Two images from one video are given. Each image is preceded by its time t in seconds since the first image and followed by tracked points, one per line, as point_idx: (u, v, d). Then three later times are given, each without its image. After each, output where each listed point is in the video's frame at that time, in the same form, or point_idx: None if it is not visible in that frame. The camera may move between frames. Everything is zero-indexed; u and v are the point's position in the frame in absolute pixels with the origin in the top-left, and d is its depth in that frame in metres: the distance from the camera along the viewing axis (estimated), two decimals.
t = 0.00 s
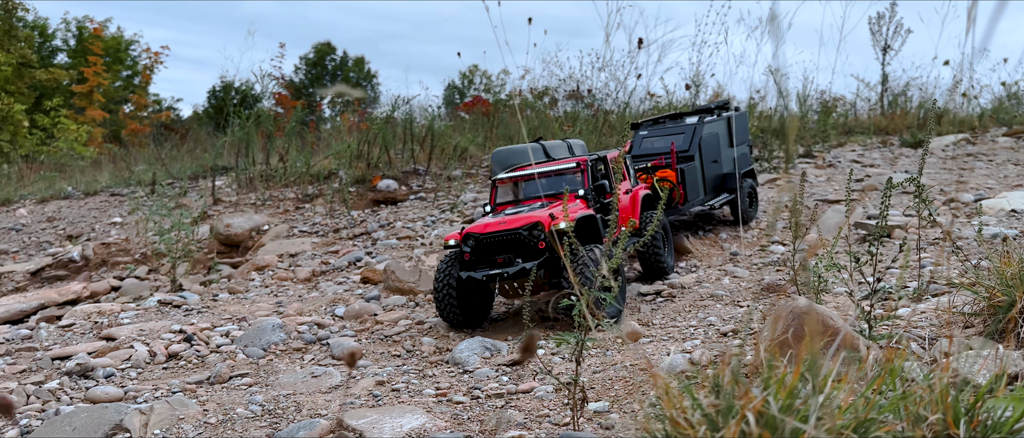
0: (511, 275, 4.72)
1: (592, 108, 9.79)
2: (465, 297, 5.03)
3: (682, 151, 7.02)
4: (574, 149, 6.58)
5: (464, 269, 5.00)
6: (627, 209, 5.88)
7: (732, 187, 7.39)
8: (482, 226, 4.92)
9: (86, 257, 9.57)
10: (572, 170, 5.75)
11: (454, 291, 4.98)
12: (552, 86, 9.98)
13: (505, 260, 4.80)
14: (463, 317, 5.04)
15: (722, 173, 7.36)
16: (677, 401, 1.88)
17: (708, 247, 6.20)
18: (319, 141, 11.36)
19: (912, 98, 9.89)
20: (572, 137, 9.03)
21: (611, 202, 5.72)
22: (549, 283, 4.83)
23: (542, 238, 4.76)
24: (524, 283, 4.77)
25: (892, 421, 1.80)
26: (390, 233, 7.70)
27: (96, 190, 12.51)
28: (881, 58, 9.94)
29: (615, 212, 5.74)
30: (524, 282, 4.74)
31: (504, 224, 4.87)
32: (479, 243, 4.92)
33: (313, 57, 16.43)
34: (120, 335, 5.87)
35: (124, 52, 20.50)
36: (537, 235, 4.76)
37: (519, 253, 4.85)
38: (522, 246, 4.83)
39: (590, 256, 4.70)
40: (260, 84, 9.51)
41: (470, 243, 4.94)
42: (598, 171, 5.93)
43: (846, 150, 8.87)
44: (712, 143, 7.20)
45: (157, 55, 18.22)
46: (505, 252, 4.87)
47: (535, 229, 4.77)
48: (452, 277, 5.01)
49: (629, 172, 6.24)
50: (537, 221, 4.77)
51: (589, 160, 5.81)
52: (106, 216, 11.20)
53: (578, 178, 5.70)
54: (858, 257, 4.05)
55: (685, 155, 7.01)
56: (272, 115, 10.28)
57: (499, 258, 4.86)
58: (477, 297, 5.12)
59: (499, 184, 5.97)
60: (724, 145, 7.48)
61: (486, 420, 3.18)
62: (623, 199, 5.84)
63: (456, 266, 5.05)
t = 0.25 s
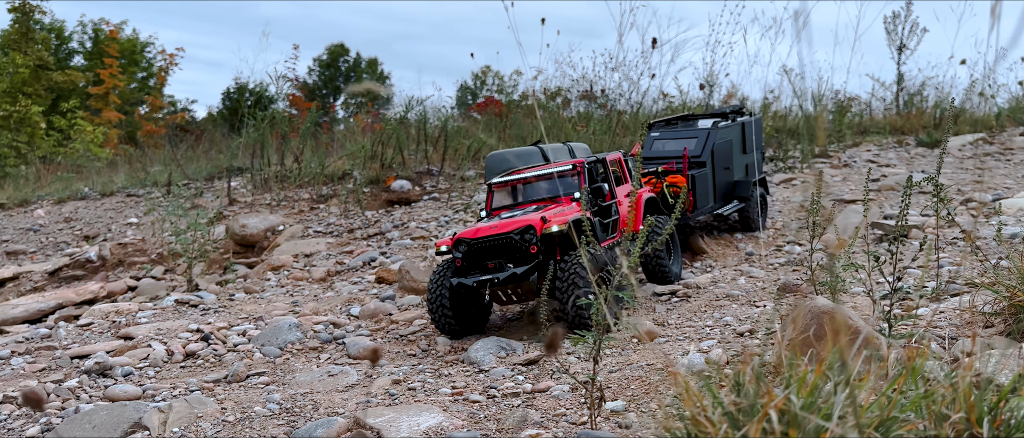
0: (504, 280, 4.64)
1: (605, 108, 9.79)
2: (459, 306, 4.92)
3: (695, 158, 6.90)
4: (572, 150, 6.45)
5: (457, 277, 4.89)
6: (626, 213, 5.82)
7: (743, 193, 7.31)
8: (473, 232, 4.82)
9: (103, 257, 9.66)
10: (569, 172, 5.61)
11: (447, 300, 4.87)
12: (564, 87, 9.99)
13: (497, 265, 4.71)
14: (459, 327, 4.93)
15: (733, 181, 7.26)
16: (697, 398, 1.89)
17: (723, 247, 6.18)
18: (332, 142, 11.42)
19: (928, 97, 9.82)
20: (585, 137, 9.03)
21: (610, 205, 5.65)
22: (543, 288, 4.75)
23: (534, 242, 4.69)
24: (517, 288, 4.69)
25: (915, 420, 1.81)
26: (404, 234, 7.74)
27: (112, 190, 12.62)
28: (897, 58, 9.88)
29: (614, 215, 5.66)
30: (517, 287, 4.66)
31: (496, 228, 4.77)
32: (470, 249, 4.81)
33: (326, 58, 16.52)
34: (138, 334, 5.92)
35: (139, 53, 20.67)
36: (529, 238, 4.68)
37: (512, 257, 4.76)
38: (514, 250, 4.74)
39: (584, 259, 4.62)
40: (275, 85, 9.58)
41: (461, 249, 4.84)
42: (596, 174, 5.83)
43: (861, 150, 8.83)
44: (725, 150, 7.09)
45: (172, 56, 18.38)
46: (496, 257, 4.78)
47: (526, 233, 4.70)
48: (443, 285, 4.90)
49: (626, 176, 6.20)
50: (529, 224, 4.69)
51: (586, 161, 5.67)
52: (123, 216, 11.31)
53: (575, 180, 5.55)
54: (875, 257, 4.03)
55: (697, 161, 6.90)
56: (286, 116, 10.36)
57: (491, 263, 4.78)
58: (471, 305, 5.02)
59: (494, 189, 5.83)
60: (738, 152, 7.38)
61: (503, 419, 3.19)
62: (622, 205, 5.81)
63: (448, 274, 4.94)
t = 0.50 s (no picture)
0: (497, 285, 4.61)
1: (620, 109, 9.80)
2: (456, 315, 4.86)
3: (703, 158, 6.87)
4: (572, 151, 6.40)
5: (451, 285, 4.87)
6: (627, 213, 5.80)
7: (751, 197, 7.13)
8: (467, 238, 4.81)
9: (121, 257, 9.75)
10: (566, 173, 5.58)
11: (443, 309, 4.82)
12: (578, 87, 9.98)
13: (492, 270, 4.70)
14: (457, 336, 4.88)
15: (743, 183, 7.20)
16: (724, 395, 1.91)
17: (738, 246, 6.15)
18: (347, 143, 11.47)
19: (946, 97, 9.75)
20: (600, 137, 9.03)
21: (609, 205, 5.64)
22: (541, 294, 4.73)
23: (529, 246, 4.68)
24: (513, 295, 4.65)
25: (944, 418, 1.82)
26: (420, 234, 7.77)
27: (129, 191, 12.72)
28: (914, 57, 9.81)
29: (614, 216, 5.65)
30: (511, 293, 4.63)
31: (490, 234, 4.78)
32: (465, 256, 4.81)
33: (341, 60, 16.59)
34: (157, 333, 5.98)
35: (155, 55, 20.83)
36: (523, 243, 4.67)
37: (506, 263, 4.76)
38: (509, 255, 4.74)
39: (580, 262, 4.62)
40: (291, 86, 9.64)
41: (455, 257, 4.83)
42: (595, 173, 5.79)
43: (878, 150, 8.78)
44: (733, 151, 7.04)
45: (187, 58, 18.52)
46: (490, 263, 4.77)
47: (520, 237, 4.70)
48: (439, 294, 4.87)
49: (628, 175, 6.11)
50: (523, 228, 4.69)
51: (583, 161, 5.63)
52: (140, 217, 11.41)
53: (571, 181, 5.51)
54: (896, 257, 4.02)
55: (705, 162, 6.87)
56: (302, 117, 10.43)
57: (486, 269, 4.76)
58: (467, 315, 4.96)
59: (492, 192, 5.80)
60: (746, 153, 7.32)
61: (523, 418, 3.20)
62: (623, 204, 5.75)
63: (443, 282, 4.90)
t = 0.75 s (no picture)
0: (507, 283, 4.60)
1: (635, 108, 9.80)
2: (466, 312, 4.88)
3: (718, 157, 6.84)
4: (585, 149, 6.40)
5: (462, 282, 4.88)
6: (641, 210, 5.82)
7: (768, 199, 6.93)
8: (477, 235, 4.81)
9: (140, 256, 9.85)
10: (579, 170, 5.56)
11: (454, 306, 4.84)
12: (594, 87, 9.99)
13: (502, 267, 4.68)
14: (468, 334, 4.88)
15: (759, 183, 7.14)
16: (757, 390, 1.98)
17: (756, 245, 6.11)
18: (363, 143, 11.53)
19: (965, 96, 9.69)
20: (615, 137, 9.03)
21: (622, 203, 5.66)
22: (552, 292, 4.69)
23: (539, 243, 4.65)
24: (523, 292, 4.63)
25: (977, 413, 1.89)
26: (436, 233, 7.81)
27: (147, 191, 12.83)
28: (932, 56, 9.75)
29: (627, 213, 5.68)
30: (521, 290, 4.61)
31: (500, 231, 4.77)
32: (475, 253, 4.81)
33: (355, 61, 16.68)
34: (178, 331, 6.05)
35: (171, 57, 21.00)
36: (534, 239, 4.65)
37: (517, 261, 4.74)
38: (519, 253, 4.72)
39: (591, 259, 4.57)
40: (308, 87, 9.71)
41: (465, 254, 4.82)
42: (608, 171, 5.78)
43: (897, 150, 8.73)
44: (749, 150, 7.01)
45: (204, 60, 18.68)
46: (501, 260, 4.76)
47: (530, 234, 4.68)
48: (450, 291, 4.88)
49: (642, 172, 6.11)
50: (534, 225, 4.67)
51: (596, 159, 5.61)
52: (158, 217, 11.51)
53: (583, 178, 5.50)
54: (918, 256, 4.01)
55: (720, 161, 6.84)
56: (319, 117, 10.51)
57: (496, 266, 4.75)
58: (478, 313, 4.97)
59: (503, 191, 5.80)
60: (762, 153, 7.28)
61: (545, 415, 3.22)
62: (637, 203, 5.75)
63: (453, 280, 4.90)
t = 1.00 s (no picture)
0: (507, 284, 4.50)
1: (651, 108, 9.80)
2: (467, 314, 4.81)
3: (732, 158, 6.86)
4: (593, 147, 6.27)
5: (462, 283, 4.80)
6: (649, 211, 5.74)
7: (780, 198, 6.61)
8: (478, 235, 4.72)
9: (159, 255, 9.94)
10: (585, 169, 5.43)
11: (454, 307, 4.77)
12: (610, 87, 10.00)
13: (503, 268, 4.59)
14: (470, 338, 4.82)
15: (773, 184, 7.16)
16: (792, 385, 2.14)
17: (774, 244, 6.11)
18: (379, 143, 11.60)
19: (985, 95, 9.62)
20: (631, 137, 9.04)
21: (630, 204, 5.57)
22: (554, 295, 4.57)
23: (540, 244, 4.54)
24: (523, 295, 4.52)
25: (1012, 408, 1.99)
26: (454, 232, 7.84)
27: (166, 191, 12.94)
28: (952, 55, 9.69)
29: (635, 214, 5.59)
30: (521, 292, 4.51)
31: (501, 231, 4.66)
32: (476, 253, 4.71)
33: (371, 62, 16.80)
34: (200, 328, 6.12)
35: (188, 58, 21.19)
36: (535, 241, 4.54)
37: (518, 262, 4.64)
38: (520, 254, 4.62)
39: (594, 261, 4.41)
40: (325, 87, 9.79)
41: (466, 255, 4.74)
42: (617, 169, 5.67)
43: (916, 150, 8.68)
44: (763, 151, 7.01)
45: (220, 61, 18.83)
46: (501, 261, 4.67)
47: (531, 235, 4.57)
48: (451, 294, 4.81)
49: (651, 171, 6.00)
50: (534, 225, 4.56)
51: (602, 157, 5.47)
52: (176, 216, 11.61)
53: (590, 177, 5.38)
54: (941, 254, 4.01)
55: (734, 161, 6.86)
56: (336, 118, 10.59)
57: (497, 267, 4.66)
58: (479, 314, 4.89)
59: (509, 190, 5.70)
60: (776, 154, 7.27)
61: (569, 411, 3.24)
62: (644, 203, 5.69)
63: (454, 281, 4.84)
